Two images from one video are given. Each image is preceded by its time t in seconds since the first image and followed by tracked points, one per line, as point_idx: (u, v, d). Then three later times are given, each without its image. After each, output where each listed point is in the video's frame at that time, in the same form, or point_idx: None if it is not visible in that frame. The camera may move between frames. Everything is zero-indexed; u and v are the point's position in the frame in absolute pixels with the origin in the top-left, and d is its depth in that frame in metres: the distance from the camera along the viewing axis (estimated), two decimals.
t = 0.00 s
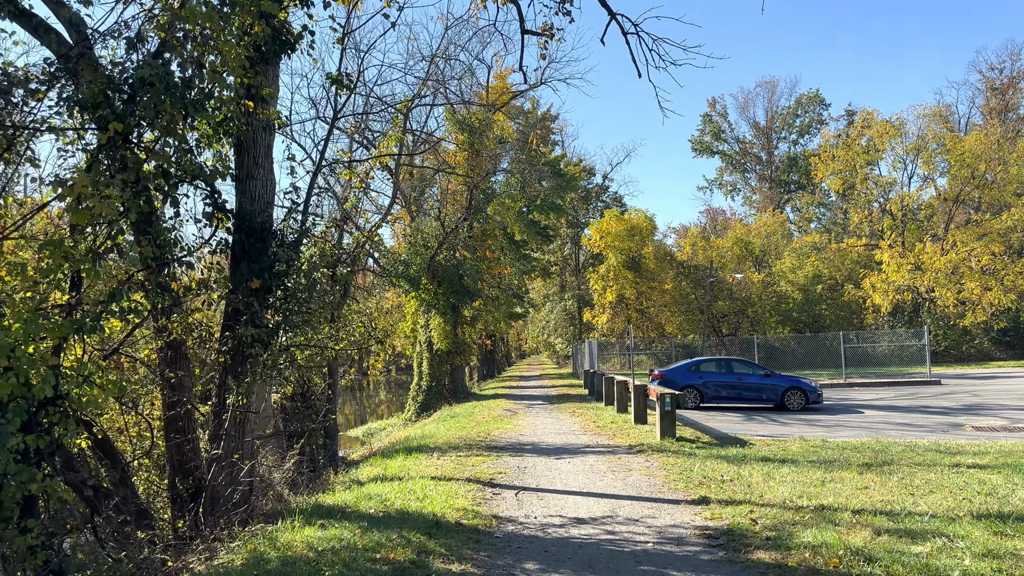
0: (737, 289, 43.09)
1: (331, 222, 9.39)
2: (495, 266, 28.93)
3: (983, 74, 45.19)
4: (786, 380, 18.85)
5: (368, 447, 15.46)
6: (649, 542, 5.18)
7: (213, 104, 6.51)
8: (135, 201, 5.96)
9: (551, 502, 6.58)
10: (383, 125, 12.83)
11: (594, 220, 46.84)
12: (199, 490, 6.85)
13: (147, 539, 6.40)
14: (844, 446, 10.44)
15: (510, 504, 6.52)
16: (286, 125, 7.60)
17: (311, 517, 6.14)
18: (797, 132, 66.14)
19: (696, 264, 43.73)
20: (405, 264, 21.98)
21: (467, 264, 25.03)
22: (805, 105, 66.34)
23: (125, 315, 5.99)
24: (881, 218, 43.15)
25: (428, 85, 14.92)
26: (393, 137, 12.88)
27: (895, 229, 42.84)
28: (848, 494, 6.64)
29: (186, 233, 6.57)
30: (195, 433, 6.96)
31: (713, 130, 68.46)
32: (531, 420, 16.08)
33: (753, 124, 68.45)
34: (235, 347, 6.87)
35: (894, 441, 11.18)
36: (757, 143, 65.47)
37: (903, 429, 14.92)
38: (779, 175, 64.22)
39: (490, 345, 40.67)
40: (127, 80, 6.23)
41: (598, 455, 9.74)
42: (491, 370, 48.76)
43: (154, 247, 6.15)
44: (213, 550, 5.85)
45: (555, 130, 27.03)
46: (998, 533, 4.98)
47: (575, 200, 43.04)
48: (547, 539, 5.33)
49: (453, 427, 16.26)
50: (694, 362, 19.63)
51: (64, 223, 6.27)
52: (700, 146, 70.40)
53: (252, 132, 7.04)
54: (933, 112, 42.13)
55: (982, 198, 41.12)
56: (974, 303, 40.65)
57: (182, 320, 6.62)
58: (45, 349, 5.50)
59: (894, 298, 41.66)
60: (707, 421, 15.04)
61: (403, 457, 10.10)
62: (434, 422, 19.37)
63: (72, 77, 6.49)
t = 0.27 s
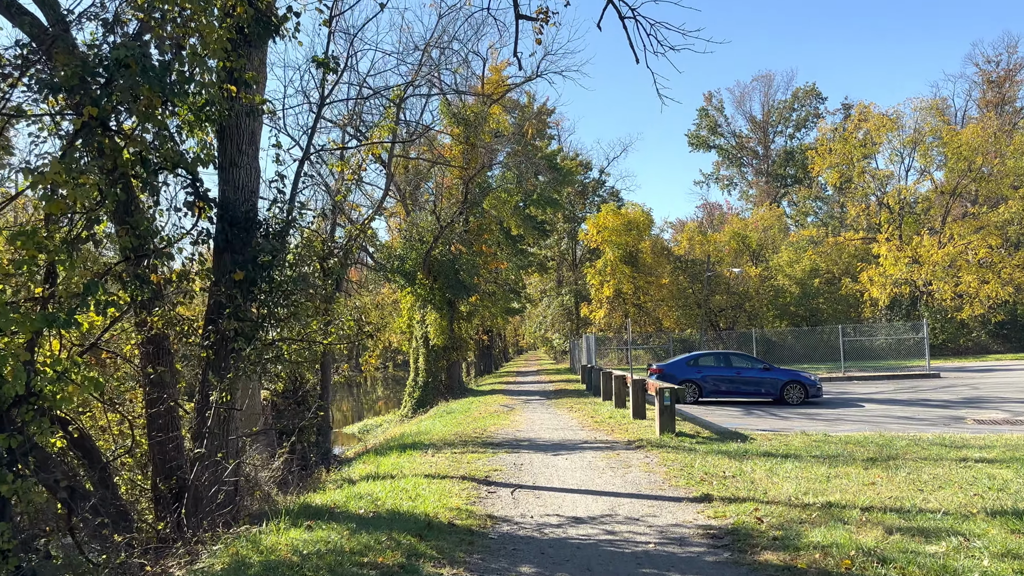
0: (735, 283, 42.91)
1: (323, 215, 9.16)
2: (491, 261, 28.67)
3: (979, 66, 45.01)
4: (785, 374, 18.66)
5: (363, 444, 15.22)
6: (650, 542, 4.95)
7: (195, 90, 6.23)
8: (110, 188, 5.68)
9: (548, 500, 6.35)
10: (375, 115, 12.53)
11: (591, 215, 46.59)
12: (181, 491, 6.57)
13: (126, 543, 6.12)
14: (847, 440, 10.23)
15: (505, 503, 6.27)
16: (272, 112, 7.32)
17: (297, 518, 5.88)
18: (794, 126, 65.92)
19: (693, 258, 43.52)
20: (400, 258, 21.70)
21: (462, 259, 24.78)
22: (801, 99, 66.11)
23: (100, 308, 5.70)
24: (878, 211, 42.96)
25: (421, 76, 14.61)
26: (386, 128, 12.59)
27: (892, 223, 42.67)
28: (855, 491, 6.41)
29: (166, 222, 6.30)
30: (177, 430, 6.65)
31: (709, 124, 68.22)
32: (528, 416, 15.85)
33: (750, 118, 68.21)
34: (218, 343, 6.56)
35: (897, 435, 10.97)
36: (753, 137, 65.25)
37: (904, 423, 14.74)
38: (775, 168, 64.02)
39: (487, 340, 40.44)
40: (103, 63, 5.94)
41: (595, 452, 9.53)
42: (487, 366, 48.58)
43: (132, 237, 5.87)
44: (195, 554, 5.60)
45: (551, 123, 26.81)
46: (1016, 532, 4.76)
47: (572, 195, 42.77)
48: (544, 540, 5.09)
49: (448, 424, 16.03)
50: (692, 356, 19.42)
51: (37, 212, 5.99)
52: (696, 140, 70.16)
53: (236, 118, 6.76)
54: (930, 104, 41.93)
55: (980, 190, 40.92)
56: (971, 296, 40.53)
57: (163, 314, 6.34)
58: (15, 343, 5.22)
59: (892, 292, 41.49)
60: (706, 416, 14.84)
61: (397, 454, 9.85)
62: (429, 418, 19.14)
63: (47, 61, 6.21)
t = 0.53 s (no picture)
0: (731, 282, 42.73)
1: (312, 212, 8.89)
2: (487, 260, 28.42)
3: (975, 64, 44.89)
4: (784, 373, 18.45)
5: (356, 446, 14.97)
6: (652, 553, 4.71)
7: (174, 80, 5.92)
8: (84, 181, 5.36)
9: (544, 508, 6.09)
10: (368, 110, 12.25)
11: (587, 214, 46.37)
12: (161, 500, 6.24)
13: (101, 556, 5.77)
14: (849, 442, 10.01)
15: (499, 511, 6.02)
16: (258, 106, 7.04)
17: (281, 529, 5.60)
18: (790, 124, 65.79)
19: (690, 257, 43.30)
20: (394, 258, 21.39)
21: (457, 258, 24.48)
22: (797, 97, 66.01)
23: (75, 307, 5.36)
24: (875, 210, 42.81)
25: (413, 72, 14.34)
26: (378, 124, 12.32)
27: (889, 221, 42.52)
28: (863, 497, 6.18)
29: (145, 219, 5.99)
30: (158, 436, 6.34)
31: (705, 123, 68.07)
32: (524, 417, 15.62)
33: (746, 117, 68.07)
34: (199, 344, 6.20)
35: (901, 436, 10.76)
36: (749, 135, 65.14)
37: (905, 423, 14.55)
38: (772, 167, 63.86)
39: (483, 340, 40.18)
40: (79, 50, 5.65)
41: (593, 454, 9.28)
42: (484, 366, 48.31)
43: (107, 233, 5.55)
44: (175, 566, 5.38)
45: (546, 122, 26.56)
46: None
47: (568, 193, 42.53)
48: (540, 551, 4.85)
49: (443, 425, 15.79)
50: (690, 356, 19.21)
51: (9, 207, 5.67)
52: (692, 139, 70.01)
53: (217, 110, 6.46)
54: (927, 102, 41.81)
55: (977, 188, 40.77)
56: (968, 294, 40.39)
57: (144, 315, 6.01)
58: None
59: (889, 290, 41.31)
60: (705, 417, 14.63)
61: (389, 458, 9.61)
62: (424, 419, 18.90)
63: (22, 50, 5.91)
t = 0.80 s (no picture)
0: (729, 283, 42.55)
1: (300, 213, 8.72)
2: (483, 261, 28.16)
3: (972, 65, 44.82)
4: (783, 375, 18.23)
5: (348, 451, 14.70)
6: (652, 567, 4.45)
7: (152, 69, 5.61)
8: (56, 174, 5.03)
9: (538, 516, 5.84)
10: (360, 107, 12.05)
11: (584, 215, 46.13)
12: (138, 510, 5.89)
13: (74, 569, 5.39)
14: (852, 446, 9.78)
15: (490, 521, 5.76)
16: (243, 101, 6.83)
17: (260, 540, 5.33)
18: (787, 126, 65.67)
19: (687, 258, 43.13)
20: (389, 258, 21.04)
21: (453, 259, 24.15)
22: (794, 99, 65.94)
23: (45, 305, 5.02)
24: (872, 211, 42.65)
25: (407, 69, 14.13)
26: (371, 121, 12.10)
27: (886, 222, 42.39)
28: (871, 505, 5.94)
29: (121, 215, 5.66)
30: (135, 442, 6.05)
31: (702, 124, 67.93)
32: (520, 420, 15.37)
33: (742, 118, 67.95)
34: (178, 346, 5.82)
35: (904, 440, 10.52)
36: (746, 137, 65.00)
37: (907, 426, 14.34)
38: (769, 168, 63.70)
39: (478, 342, 39.85)
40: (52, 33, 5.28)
41: (590, 459, 9.03)
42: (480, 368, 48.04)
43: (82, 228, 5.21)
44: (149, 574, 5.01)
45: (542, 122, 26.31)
46: None
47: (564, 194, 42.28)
48: (533, 564, 4.60)
49: (438, 429, 15.53)
50: (688, 358, 18.98)
51: None
52: (689, 140, 69.87)
53: (198, 103, 6.16)
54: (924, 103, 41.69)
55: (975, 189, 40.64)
56: (966, 295, 40.21)
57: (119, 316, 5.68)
58: None
59: (887, 291, 41.05)
60: (704, 420, 14.39)
61: (381, 463, 9.34)
62: (419, 422, 18.63)
63: None
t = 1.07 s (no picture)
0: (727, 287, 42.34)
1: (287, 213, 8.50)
2: (480, 264, 27.92)
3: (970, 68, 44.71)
4: (783, 379, 18.01)
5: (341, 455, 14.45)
6: None
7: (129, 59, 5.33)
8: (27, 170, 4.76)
9: (532, 527, 5.60)
10: (352, 105, 11.81)
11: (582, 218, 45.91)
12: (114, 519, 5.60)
13: None
14: (855, 452, 9.57)
15: (482, 531, 5.52)
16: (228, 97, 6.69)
17: (239, 551, 5.08)
18: (785, 129, 65.57)
19: (685, 261, 42.90)
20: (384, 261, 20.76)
21: (449, 261, 23.86)
22: (792, 102, 65.87)
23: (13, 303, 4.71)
24: (871, 214, 42.46)
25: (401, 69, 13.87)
26: (362, 120, 11.84)
27: (885, 226, 42.25)
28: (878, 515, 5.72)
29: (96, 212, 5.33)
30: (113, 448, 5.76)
31: (700, 127, 67.81)
32: (516, 425, 15.14)
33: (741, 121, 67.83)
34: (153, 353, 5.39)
35: (908, 446, 10.31)
36: (744, 140, 64.89)
37: (909, 431, 14.10)
38: (767, 172, 63.58)
39: (475, 345, 39.61)
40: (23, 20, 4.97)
41: (586, 465, 8.80)
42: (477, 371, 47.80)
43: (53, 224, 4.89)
44: None
45: (539, 124, 26.08)
46: None
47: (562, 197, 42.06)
48: None
49: (433, 433, 15.29)
50: (686, 361, 18.76)
51: None
52: (687, 143, 69.74)
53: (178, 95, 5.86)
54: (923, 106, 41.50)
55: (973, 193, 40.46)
56: (965, 299, 40.02)
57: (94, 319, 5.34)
58: None
59: (886, 295, 40.87)
60: (702, 424, 14.17)
61: (372, 469, 9.10)
62: (414, 427, 18.38)
63: None
